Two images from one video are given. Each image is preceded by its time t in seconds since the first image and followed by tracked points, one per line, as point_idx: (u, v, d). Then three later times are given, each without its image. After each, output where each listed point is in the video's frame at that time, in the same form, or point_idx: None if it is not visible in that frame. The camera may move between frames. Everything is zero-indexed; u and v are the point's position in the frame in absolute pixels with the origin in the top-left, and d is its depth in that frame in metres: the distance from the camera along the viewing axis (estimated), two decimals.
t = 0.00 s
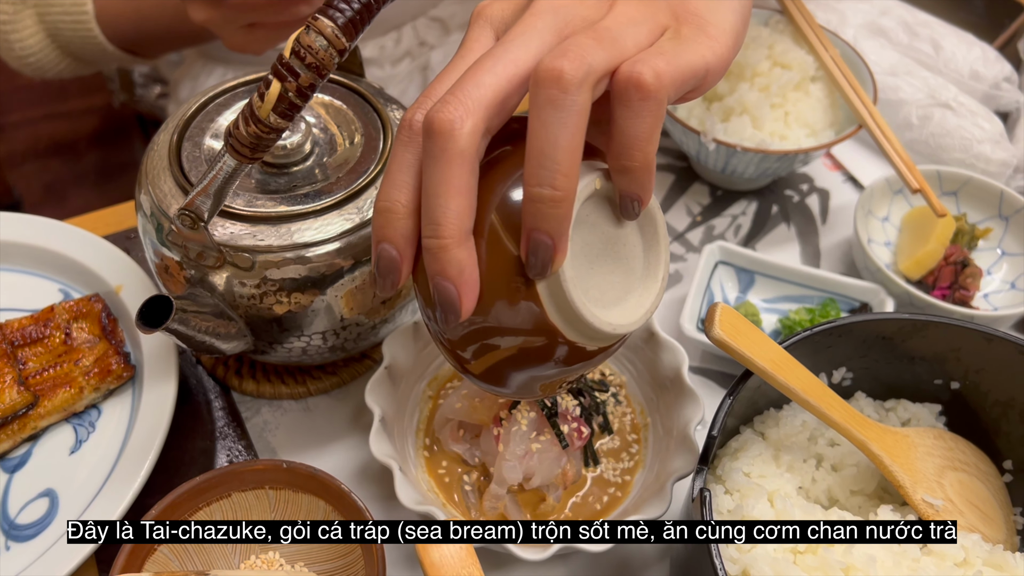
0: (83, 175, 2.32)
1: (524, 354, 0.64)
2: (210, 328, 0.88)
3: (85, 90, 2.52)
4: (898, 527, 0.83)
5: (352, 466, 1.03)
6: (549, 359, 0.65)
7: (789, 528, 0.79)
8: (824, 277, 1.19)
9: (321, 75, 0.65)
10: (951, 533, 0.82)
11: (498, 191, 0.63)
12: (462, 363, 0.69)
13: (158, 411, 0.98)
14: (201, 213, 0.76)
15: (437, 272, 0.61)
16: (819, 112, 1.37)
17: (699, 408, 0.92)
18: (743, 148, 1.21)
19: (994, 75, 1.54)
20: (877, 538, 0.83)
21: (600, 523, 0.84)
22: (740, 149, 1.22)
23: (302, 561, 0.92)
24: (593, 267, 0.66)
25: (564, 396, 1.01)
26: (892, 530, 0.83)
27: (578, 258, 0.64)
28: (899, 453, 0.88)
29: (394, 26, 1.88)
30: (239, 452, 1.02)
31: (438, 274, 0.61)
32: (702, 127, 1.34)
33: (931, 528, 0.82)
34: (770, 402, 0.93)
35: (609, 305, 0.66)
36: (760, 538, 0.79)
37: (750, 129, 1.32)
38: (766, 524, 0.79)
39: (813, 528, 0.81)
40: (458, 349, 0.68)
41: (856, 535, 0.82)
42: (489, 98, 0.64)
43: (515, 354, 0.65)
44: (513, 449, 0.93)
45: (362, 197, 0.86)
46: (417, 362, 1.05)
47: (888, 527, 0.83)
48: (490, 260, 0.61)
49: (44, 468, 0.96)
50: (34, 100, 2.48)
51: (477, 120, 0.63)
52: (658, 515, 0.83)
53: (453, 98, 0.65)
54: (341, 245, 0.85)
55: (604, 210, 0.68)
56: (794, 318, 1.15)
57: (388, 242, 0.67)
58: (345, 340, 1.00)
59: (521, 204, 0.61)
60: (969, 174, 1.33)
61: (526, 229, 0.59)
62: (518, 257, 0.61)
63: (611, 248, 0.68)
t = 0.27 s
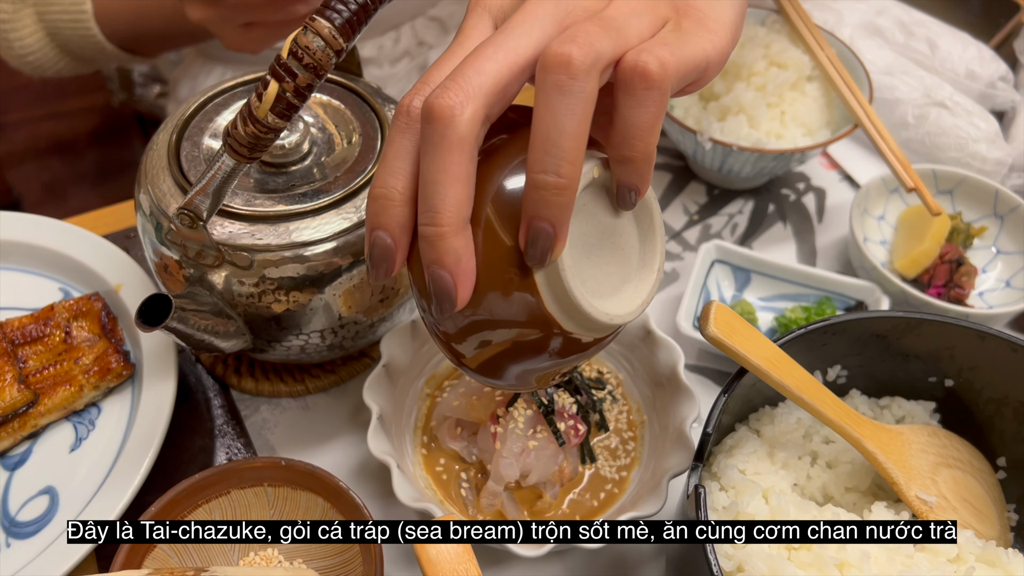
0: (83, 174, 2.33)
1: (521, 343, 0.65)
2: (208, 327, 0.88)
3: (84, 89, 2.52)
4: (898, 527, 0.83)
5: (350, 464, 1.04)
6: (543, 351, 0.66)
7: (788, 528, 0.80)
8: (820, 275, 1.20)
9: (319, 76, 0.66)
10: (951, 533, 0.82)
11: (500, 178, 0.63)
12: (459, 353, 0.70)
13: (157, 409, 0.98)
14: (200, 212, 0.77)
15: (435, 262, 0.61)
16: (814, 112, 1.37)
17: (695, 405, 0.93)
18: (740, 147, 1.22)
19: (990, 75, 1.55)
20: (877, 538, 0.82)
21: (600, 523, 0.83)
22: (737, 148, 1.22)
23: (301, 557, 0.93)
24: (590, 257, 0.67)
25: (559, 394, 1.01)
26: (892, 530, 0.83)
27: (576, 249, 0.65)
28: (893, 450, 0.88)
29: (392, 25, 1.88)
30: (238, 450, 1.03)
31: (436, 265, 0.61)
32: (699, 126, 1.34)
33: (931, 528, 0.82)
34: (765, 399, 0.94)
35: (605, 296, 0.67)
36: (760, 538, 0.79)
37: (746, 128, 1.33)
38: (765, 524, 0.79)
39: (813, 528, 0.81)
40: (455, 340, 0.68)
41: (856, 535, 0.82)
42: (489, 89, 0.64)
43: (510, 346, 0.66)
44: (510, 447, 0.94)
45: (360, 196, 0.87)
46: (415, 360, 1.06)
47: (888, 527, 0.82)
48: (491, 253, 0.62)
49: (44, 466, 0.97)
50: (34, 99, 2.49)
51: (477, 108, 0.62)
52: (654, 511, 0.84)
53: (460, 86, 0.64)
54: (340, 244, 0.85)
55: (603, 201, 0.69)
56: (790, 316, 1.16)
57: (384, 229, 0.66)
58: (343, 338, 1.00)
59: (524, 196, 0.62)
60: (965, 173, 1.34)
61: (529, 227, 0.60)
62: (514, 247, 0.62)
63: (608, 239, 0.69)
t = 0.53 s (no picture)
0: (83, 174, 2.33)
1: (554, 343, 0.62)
2: (208, 325, 0.89)
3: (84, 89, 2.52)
4: (898, 527, 0.83)
5: (350, 462, 1.04)
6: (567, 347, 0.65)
7: (789, 528, 0.80)
8: (817, 274, 1.20)
9: (318, 75, 0.66)
10: (951, 533, 0.82)
11: (569, 166, 0.57)
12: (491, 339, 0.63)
13: (157, 408, 0.99)
14: (200, 212, 0.77)
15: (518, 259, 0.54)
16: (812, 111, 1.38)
17: (693, 403, 0.94)
18: (738, 146, 1.22)
19: (988, 74, 1.55)
20: (877, 538, 0.82)
21: (601, 523, 0.84)
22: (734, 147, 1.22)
23: (300, 555, 0.93)
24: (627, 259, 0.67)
25: (558, 392, 1.01)
26: (892, 530, 0.82)
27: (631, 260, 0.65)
28: (890, 448, 0.89)
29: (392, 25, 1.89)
30: (238, 448, 1.03)
31: (515, 262, 0.54)
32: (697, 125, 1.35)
33: (931, 528, 0.82)
34: (763, 397, 0.94)
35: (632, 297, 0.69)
36: (760, 538, 0.79)
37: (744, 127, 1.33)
38: (766, 524, 0.80)
39: (813, 528, 0.81)
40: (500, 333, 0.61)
41: (856, 535, 0.82)
42: (599, 79, 0.56)
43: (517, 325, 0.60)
44: (508, 445, 0.95)
45: (359, 196, 0.87)
46: (414, 359, 1.06)
47: (888, 527, 0.82)
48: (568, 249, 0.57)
49: (44, 465, 0.97)
50: (34, 99, 2.49)
51: (588, 104, 0.55)
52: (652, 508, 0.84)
53: (702, 78, 0.59)
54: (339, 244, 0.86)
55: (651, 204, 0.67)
56: (788, 315, 1.17)
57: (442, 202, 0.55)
58: (343, 337, 1.01)
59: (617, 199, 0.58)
60: (963, 171, 1.34)
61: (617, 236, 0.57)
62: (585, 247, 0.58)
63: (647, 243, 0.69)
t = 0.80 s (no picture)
0: (83, 173, 2.33)
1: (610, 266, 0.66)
2: (208, 324, 0.89)
3: (84, 88, 2.53)
4: (898, 527, 0.83)
5: (349, 459, 1.05)
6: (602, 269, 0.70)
7: (789, 528, 0.80)
8: (815, 272, 1.21)
9: (317, 74, 0.66)
10: (951, 533, 0.83)
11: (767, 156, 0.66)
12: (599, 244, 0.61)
13: (157, 406, 0.99)
14: (200, 210, 0.77)
15: (718, 225, 0.62)
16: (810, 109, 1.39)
17: (691, 401, 0.93)
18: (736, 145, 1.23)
19: (985, 73, 1.56)
20: (877, 539, 0.82)
21: (601, 523, 0.84)
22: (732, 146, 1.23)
23: (300, 552, 0.93)
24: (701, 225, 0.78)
25: (557, 390, 1.03)
26: (892, 530, 0.82)
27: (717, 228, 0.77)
28: (887, 445, 0.89)
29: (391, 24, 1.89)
30: (238, 445, 1.03)
31: (716, 227, 0.62)
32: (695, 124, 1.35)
33: (932, 529, 0.82)
34: (760, 395, 0.95)
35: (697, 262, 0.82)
36: (760, 538, 0.80)
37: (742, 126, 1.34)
38: (766, 524, 0.80)
39: (814, 528, 0.81)
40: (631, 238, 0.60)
41: (856, 535, 0.82)
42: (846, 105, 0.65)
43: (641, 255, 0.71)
44: (507, 442, 0.96)
45: (358, 194, 0.88)
46: (413, 357, 1.07)
47: (889, 527, 0.82)
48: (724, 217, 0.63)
49: (45, 462, 0.98)
50: (35, 98, 2.50)
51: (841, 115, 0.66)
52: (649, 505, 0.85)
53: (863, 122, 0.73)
54: (337, 242, 0.86)
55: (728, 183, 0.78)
56: (786, 313, 1.17)
57: (732, 147, 0.58)
58: (342, 335, 1.01)
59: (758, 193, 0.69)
60: (960, 170, 1.34)
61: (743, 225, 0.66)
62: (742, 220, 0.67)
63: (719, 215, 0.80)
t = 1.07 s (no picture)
0: (83, 173, 2.34)
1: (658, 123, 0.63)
2: (208, 322, 0.89)
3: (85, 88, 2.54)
4: (898, 527, 0.82)
5: (348, 456, 1.05)
6: (627, 128, 0.67)
7: (788, 528, 0.80)
8: (812, 270, 1.21)
9: (315, 73, 0.67)
10: (951, 533, 0.82)
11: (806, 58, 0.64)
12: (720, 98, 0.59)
13: (157, 404, 0.99)
14: (200, 208, 0.77)
15: (760, 123, 0.64)
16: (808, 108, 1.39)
17: (688, 398, 0.94)
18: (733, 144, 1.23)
19: (982, 72, 1.56)
20: (877, 539, 0.82)
21: (601, 523, 0.84)
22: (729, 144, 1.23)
23: (300, 549, 0.94)
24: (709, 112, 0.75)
25: (555, 387, 1.04)
26: (892, 530, 0.82)
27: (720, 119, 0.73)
28: (883, 442, 0.89)
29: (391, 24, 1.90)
30: (238, 443, 1.04)
31: (757, 123, 0.64)
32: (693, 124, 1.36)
33: (931, 528, 0.82)
34: (757, 392, 0.95)
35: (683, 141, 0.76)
36: (760, 538, 0.79)
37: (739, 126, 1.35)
38: (765, 524, 0.80)
39: (813, 528, 0.81)
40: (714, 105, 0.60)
41: (856, 535, 0.81)
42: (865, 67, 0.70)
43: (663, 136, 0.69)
44: (505, 440, 0.96)
45: (357, 193, 0.88)
46: (412, 354, 1.07)
47: (888, 527, 0.82)
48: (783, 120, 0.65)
49: (45, 460, 0.98)
50: (36, 99, 2.51)
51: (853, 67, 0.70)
52: (647, 501, 0.85)
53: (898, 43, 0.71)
54: (336, 240, 0.87)
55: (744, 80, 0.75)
56: (782, 311, 1.18)
57: (822, 14, 0.65)
58: (341, 333, 1.02)
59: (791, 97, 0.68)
60: (956, 169, 1.35)
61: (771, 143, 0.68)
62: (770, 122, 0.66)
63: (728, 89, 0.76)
